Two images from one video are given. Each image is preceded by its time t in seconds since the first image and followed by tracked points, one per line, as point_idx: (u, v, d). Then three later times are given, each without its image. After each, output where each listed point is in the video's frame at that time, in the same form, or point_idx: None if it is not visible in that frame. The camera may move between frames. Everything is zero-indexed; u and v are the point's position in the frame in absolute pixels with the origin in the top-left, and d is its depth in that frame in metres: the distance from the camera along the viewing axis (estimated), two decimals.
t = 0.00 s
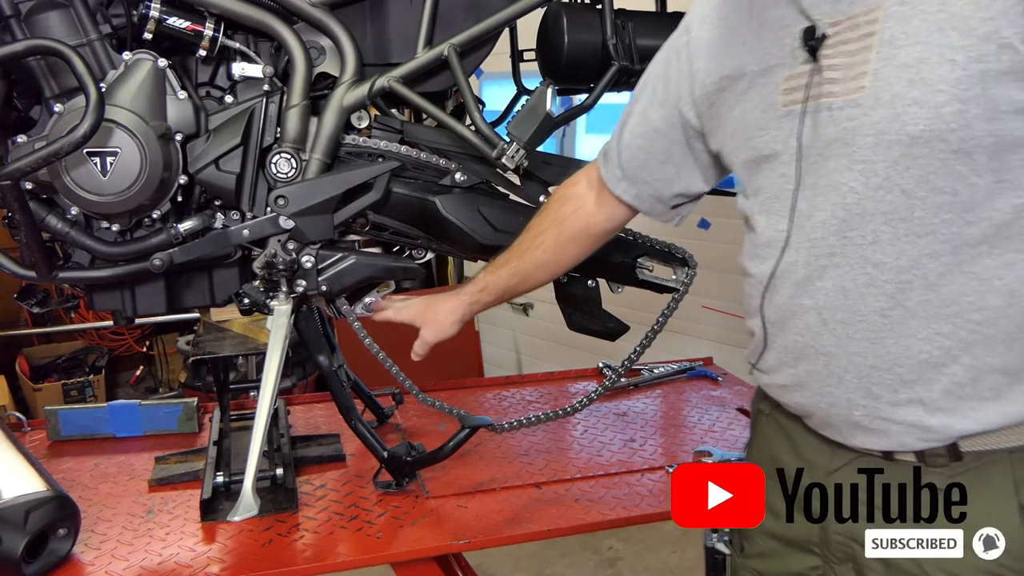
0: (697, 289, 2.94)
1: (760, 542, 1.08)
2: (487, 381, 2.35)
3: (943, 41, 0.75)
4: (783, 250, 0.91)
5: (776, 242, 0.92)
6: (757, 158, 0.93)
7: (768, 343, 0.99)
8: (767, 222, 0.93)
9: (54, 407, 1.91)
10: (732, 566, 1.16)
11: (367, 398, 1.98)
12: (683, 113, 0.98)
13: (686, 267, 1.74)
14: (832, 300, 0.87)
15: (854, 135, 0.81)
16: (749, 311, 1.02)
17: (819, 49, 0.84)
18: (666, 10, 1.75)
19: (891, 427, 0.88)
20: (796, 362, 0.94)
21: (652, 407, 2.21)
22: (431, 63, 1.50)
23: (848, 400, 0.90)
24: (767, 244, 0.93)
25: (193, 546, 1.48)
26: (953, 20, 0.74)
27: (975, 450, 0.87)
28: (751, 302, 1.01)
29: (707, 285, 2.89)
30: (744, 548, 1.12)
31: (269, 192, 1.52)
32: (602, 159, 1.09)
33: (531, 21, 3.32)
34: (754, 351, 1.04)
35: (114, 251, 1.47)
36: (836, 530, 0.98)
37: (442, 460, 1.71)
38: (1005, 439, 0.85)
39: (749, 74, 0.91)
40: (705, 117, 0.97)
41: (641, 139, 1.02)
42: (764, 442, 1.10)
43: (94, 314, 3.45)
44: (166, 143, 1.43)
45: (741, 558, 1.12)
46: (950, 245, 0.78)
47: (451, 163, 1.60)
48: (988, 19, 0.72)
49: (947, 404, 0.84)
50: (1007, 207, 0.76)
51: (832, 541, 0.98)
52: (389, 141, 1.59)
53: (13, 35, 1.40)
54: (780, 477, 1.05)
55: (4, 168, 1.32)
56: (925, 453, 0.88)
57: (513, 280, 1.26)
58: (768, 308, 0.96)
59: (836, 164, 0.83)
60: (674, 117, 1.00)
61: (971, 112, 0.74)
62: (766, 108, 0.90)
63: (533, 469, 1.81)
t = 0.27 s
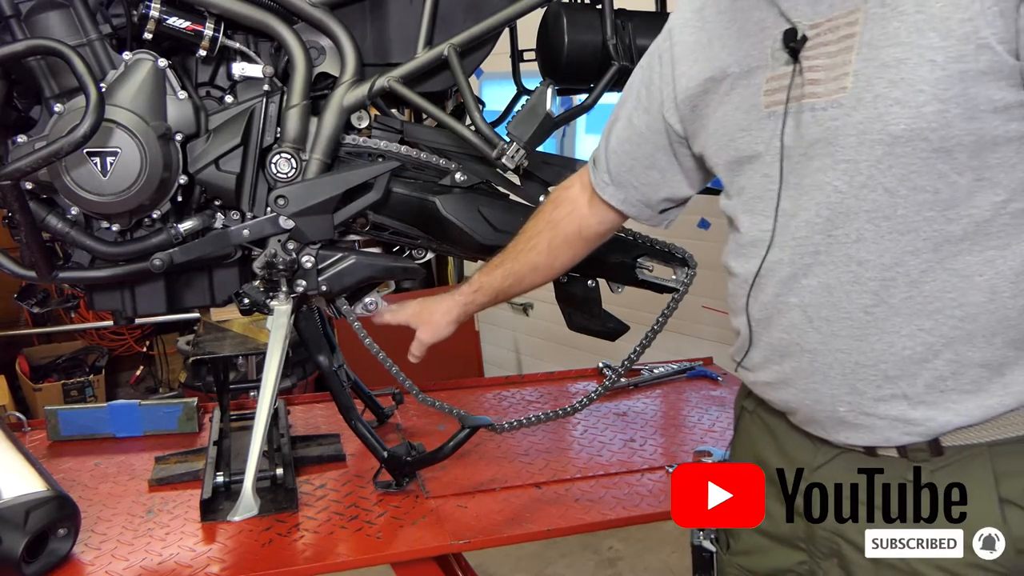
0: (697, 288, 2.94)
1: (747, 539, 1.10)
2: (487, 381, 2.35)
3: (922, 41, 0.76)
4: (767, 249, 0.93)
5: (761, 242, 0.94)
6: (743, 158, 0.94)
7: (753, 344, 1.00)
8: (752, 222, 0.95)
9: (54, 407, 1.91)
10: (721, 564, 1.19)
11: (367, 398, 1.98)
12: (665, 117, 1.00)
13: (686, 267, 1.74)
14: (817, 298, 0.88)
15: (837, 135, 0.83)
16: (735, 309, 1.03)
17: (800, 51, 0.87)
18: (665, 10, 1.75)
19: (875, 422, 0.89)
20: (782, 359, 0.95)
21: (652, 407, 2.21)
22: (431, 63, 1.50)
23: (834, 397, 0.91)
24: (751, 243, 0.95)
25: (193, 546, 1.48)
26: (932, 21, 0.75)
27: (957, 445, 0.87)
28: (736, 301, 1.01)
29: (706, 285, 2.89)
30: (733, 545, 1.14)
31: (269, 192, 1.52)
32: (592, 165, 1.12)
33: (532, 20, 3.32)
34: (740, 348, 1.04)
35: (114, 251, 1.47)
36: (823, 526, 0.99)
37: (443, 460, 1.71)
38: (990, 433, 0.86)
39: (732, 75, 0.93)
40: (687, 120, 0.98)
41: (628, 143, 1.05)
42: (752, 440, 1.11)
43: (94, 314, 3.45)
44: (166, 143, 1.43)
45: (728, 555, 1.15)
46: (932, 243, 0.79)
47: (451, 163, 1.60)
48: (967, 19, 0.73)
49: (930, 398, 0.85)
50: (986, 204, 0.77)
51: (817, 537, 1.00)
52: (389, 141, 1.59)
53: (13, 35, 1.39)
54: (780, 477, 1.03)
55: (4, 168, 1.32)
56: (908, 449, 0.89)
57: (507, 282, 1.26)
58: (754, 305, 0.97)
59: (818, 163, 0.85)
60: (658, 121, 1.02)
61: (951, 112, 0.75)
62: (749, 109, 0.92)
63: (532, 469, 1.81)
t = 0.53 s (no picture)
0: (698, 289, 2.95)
1: (743, 537, 1.11)
2: (487, 381, 2.36)
3: (909, 43, 0.76)
4: (761, 249, 0.93)
5: (754, 242, 0.94)
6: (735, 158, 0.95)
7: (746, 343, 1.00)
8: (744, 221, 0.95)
9: (54, 407, 1.91)
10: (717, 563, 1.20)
11: (366, 398, 1.98)
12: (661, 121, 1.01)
13: (686, 266, 1.74)
14: (810, 297, 0.88)
15: (827, 136, 0.83)
16: (728, 309, 1.04)
17: (791, 53, 0.87)
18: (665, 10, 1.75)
19: (866, 420, 0.89)
20: (775, 359, 0.95)
21: (652, 407, 2.21)
22: (431, 63, 1.50)
23: (827, 396, 0.91)
24: (745, 244, 0.95)
25: (194, 546, 1.48)
26: (919, 24, 0.75)
27: (948, 443, 0.87)
28: (731, 300, 1.01)
29: (706, 285, 2.90)
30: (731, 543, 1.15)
31: (269, 192, 1.52)
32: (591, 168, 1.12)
33: (532, 20, 3.32)
34: (733, 347, 1.05)
35: (114, 251, 1.47)
36: (818, 525, 0.99)
37: (442, 460, 1.71)
38: (984, 430, 0.85)
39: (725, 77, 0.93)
40: (682, 123, 0.99)
41: (626, 147, 1.05)
42: (749, 439, 1.12)
43: (94, 315, 3.45)
44: (166, 143, 1.43)
45: (725, 554, 1.16)
46: (922, 242, 0.79)
47: (451, 163, 1.60)
48: (954, 21, 0.73)
49: (921, 395, 0.84)
50: (975, 204, 0.76)
51: (813, 535, 1.01)
52: (389, 141, 1.59)
53: (13, 35, 1.40)
54: (780, 478, 1.03)
55: (4, 168, 1.32)
56: (902, 448, 0.89)
57: (506, 283, 1.26)
58: (748, 304, 0.97)
59: (810, 164, 0.85)
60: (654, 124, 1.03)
61: (940, 112, 0.75)
62: (741, 112, 0.93)
63: (532, 469, 1.81)
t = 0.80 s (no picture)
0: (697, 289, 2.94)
1: (742, 535, 1.12)
2: (487, 381, 2.36)
3: (911, 43, 0.76)
4: (761, 248, 0.93)
5: (755, 241, 0.94)
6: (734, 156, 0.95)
7: (747, 342, 1.00)
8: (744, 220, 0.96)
9: (54, 407, 1.91)
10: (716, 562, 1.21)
11: (367, 398, 1.98)
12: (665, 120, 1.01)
13: (686, 266, 1.75)
14: (809, 296, 0.88)
15: (828, 134, 0.83)
16: (728, 307, 1.04)
17: (792, 52, 0.87)
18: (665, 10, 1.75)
19: (865, 419, 0.89)
20: (774, 357, 0.95)
21: (652, 407, 2.21)
22: (431, 63, 1.50)
23: (826, 395, 0.91)
24: (746, 243, 0.95)
25: (193, 546, 1.48)
26: (921, 23, 0.75)
27: (946, 442, 0.87)
28: (732, 298, 1.02)
29: (706, 285, 2.90)
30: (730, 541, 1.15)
31: (269, 192, 1.52)
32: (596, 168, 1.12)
33: (532, 20, 3.31)
34: (732, 347, 1.06)
35: (114, 251, 1.47)
36: (817, 524, 1.00)
37: (443, 460, 1.71)
38: (982, 430, 0.85)
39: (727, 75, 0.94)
40: (684, 122, 0.99)
41: (630, 146, 1.06)
42: (748, 438, 1.12)
43: (94, 315, 3.45)
44: (166, 143, 1.43)
45: (723, 553, 1.17)
46: (921, 242, 0.79)
47: (451, 163, 1.60)
48: (955, 20, 0.73)
49: (920, 395, 0.84)
50: (975, 203, 0.76)
51: (812, 535, 1.01)
52: (389, 141, 1.59)
53: (13, 35, 1.39)
54: (780, 478, 1.04)
55: (4, 168, 1.32)
56: (900, 447, 0.89)
57: (509, 281, 1.27)
58: (748, 303, 0.97)
59: (811, 163, 0.85)
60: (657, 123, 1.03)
61: (940, 112, 0.75)
62: (742, 111, 0.93)
63: (533, 469, 1.81)
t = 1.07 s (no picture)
0: (697, 288, 2.94)
1: (746, 535, 1.11)
2: (487, 381, 2.36)
3: (919, 48, 0.76)
4: (767, 251, 0.92)
5: (762, 243, 0.93)
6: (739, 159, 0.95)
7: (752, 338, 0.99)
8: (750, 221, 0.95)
9: (54, 407, 1.91)
10: (721, 562, 1.19)
11: (366, 398, 1.98)
12: (672, 115, 1.01)
13: (686, 267, 1.74)
14: (813, 300, 0.88)
15: (835, 139, 0.82)
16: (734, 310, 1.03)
17: (802, 54, 0.86)
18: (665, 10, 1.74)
19: (869, 423, 0.89)
20: (779, 360, 0.95)
21: (652, 407, 2.21)
22: (431, 63, 1.50)
23: (829, 398, 0.91)
24: (753, 244, 0.95)
25: (193, 546, 1.48)
26: (930, 28, 0.76)
27: (951, 446, 0.87)
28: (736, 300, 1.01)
29: (706, 285, 2.89)
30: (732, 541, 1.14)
31: (269, 192, 1.52)
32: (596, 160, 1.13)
33: (532, 20, 3.31)
34: (738, 347, 1.04)
35: (114, 251, 1.47)
36: (821, 525, 0.99)
37: (442, 460, 1.71)
38: (987, 433, 0.86)
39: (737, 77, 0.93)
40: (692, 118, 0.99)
41: (635, 141, 1.06)
42: (753, 438, 1.11)
43: (94, 315, 3.45)
44: (166, 143, 1.43)
45: (728, 553, 1.15)
46: (927, 248, 0.79)
47: (451, 163, 1.60)
48: (965, 28, 0.74)
49: (923, 401, 0.85)
50: (982, 210, 0.77)
51: (815, 535, 1.00)
52: (389, 141, 1.59)
53: (13, 35, 1.39)
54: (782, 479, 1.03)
55: (4, 168, 1.32)
56: (904, 448, 0.89)
57: (507, 276, 1.27)
58: (752, 305, 0.97)
59: (819, 167, 0.85)
60: (665, 119, 1.03)
61: (947, 119, 0.75)
62: (752, 112, 0.92)
63: (532, 469, 1.81)
